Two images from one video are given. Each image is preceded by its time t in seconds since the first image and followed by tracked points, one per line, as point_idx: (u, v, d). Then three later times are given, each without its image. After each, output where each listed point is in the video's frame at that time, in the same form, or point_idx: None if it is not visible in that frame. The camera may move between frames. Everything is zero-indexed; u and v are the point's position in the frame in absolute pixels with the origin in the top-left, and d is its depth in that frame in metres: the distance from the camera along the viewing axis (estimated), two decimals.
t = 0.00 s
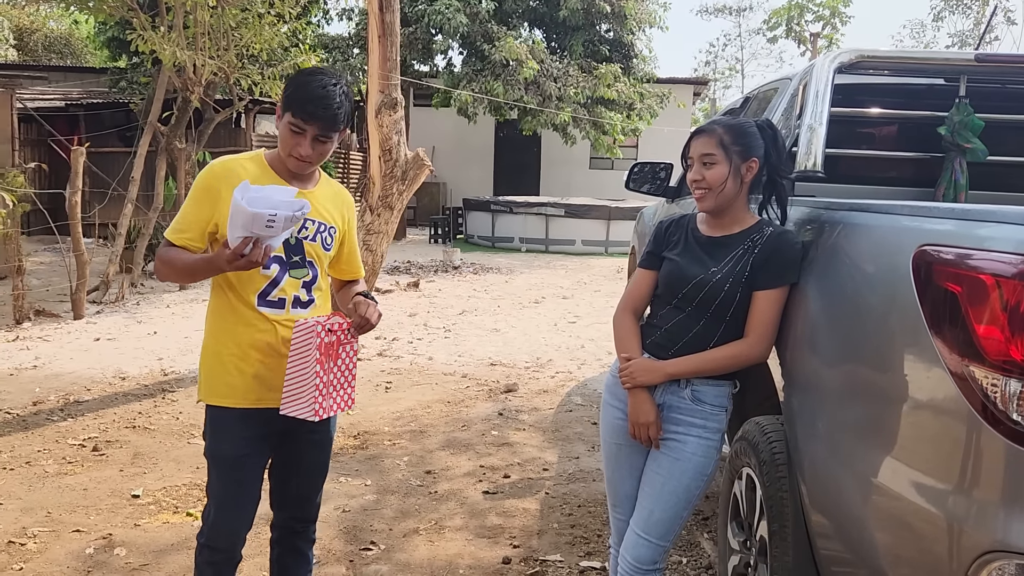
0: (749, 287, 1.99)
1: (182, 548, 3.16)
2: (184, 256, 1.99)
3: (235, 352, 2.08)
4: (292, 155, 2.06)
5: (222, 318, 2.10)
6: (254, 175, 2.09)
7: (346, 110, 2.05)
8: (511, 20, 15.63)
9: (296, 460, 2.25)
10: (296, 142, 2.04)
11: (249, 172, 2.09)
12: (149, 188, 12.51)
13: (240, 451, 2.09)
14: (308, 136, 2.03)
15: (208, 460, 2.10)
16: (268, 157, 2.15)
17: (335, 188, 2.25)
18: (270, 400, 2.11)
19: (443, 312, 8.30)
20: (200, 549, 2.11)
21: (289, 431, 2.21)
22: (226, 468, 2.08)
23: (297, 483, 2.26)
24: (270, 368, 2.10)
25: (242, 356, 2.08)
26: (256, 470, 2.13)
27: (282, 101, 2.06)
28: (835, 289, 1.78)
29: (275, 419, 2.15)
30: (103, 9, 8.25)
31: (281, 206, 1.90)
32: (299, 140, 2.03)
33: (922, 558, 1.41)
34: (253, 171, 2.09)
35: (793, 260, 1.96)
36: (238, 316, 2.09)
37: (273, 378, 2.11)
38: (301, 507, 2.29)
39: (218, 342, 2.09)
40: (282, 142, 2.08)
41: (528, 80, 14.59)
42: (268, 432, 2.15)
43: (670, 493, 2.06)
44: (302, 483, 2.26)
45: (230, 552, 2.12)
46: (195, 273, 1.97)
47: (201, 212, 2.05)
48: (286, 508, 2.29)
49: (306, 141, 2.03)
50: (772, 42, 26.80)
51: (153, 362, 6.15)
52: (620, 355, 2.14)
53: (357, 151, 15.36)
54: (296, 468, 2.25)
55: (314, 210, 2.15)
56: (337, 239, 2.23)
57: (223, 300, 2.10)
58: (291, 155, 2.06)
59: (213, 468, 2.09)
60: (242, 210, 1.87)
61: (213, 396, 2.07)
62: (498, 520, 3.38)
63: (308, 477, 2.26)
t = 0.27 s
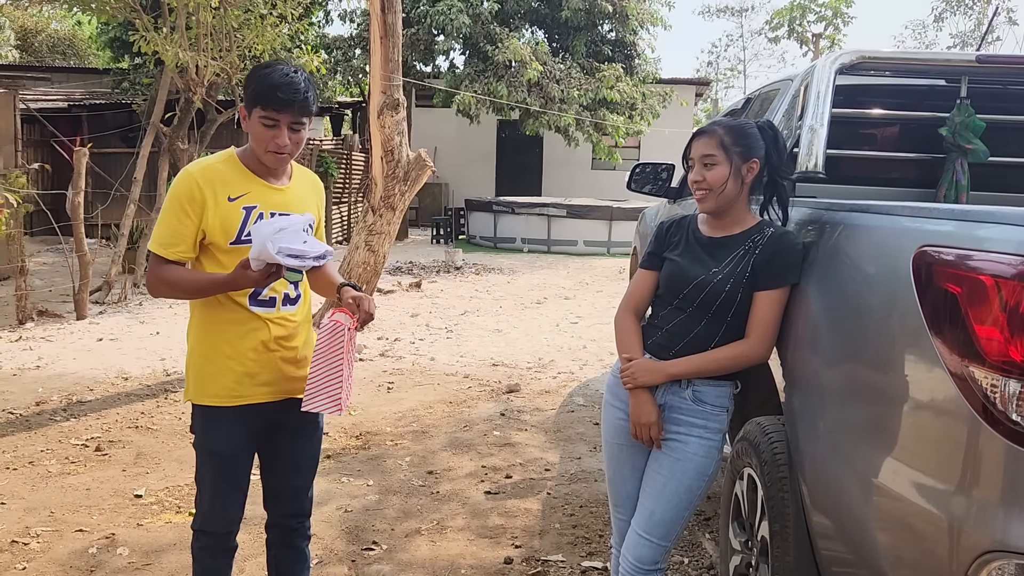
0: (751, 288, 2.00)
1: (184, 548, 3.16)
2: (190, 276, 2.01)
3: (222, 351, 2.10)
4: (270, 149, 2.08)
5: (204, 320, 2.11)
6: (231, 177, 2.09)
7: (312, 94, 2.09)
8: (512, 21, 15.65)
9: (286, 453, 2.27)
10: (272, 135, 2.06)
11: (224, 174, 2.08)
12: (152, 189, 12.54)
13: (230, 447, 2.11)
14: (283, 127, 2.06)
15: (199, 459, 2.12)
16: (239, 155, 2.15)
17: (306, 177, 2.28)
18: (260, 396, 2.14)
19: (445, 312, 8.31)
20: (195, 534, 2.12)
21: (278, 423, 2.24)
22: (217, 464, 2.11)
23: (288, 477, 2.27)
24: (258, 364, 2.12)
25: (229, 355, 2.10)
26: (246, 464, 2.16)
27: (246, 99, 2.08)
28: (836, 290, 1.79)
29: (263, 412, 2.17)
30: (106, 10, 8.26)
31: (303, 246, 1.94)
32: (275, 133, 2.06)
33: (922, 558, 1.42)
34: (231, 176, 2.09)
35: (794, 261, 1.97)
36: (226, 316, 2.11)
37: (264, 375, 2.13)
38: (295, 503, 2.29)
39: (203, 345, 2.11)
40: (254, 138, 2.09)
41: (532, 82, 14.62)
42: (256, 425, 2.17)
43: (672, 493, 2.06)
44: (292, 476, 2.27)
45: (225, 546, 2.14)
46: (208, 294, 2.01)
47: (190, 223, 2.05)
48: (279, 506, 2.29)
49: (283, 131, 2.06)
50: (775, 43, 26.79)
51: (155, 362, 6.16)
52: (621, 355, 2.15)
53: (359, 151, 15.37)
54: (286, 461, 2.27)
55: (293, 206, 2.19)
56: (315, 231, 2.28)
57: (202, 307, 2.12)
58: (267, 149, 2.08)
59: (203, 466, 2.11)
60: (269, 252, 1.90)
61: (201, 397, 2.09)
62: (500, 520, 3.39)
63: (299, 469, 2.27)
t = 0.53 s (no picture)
0: (751, 288, 2.01)
1: (185, 548, 3.17)
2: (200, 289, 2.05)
3: (226, 352, 2.16)
4: (270, 152, 2.14)
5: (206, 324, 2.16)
6: (231, 184, 2.14)
7: (301, 92, 2.16)
8: (512, 21, 15.65)
9: (299, 441, 2.31)
10: (272, 138, 2.12)
11: (221, 183, 2.12)
12: (152, 189, 12.55)
13: (238, 439, 2.16)
14: (280, 127, 2.13)
15: (207, 454, 2.15)
16: (230, 158, 2.19)
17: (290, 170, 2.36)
18: (266, 391, 2.19)
19: (445, 312, 8.32)
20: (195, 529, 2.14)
21: (285, 413, 2.30)
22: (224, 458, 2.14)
23: (305, 465, 2.31)
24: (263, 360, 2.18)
25: (234, 354, 2.15)
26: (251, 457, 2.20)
27: (234, 109, 2.11)
28: (836, 290, 1.79)
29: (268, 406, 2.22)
30: (107, 11, 8.27)
31: (329, 281, 2.04)
32: (275, 135, 2.12)
33: (922, 557, 1.42)
34: (230, 183, 2.14)
35: (794, 261, 1.97)
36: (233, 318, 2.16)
37: (269, 370, 2.18)
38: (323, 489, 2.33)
39: (207, 348, 2.16)
40: (248, 144, 2.14)
41: (532, 83, 14.63)
42: (265, 416, 2.22)
43: (672, 493, 2.07)
44: (313, 463, 2.31)
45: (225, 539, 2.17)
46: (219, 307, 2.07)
47: (195, 234, 2.07)
48: (311, 491, 2.32)
49: (281, 132, 2.13)
50: (775, 44, 26.79)
51: (155, 363, 6.17)
52: (622, 355, 2.15)
53: (359, 152, 15.38)
54: (300, 451, 2.31)
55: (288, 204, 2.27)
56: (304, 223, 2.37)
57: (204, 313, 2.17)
58: (267, 153, 2.14)
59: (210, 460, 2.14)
60: (301, 276, 2.00)
61: (208, 397, 2.14)
62: (501, 520, 3.39)
63: (318, 455, 2.31)
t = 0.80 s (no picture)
0: (748, 288, 2.01)
1: (181, 548, 3.16)
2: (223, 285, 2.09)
3: (257, 354, 2.21)
4: (309, 147, 2.22)
5: (234, 325, 2.21)
6: (258, 182, 2.19)
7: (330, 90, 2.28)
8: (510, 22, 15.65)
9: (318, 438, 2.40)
10: (312, 133, 2.21)
11: (250, 181, 2.18)
12: (149, 189, 12.54)
13: (264, 444, 2.23)
14: (317, 122, 2.22)
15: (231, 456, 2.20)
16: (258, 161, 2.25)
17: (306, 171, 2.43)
18: (294, 393, 2.27)
19: (443, 313, 8.32)
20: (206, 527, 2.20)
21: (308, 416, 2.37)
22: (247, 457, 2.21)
23: (323, 461, 2.40)
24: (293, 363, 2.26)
25: (265, 357, 2.22)
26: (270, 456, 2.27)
27: (271, 111, 2.18)
28: (833, 290, 1.80)
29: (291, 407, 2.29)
30: (104, 11, 8.26)
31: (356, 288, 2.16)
32: (315, 130, 2.21)
33: (919, 556, 1.43)
34: (257, 181, 2.19)
35: (791, 261, 1.98)
36: (263, 319, 2.22)
37: (298, 372, 2.27)
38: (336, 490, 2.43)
39: (235, 350, 2.21)
40: (290, 143, 2.21)
41: (530, 83, 14.63)
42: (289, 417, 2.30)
43: (668, 493, 2.07)
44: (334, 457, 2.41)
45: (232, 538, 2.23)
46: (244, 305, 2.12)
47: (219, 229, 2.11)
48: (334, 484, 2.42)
49: (320, 127, 2.22)
50: (772, 44, 26.82)
51: (153, 363, 6.17)
52: (620, 355, 2.15)
53: (357, 152, 15.36)
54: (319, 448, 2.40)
55: (310, 204, 2.33)
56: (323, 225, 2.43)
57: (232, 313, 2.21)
58: (311, 150, 2.23)
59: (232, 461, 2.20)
60: (342, 285, 2.11)
61: (238, 398, 2.20)
62: (499, 521, 3.39)
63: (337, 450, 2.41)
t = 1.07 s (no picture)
0: (742, 288, 2.01)
1: (174, 550, 3.15)
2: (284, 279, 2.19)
3: (305, 351, 2.30)
4: (362, 149, 2.35)
5: (284, 323, 2.30)
6: (316, 181, 2.30)
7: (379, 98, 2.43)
8: (505, 22, 15.64)
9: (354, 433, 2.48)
10: (366, 136, 2.34)
11: (309, 180, 2.29)
12: (143, 189, 12.51)
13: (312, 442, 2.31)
14: (371, 126, 2.35)
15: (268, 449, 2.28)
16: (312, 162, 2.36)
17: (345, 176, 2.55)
18: (340, 389, 2.37)
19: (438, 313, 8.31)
20: (235, 522, 2.26)
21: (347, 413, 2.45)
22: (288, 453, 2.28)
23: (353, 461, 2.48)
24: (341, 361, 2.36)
25: (315, 354, 2.31)
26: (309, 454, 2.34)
27: (330, 112, 2.30)
28: (826, 290, 1.79)
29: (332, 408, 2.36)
30: (97, 10, 8.24)
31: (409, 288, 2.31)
32: (369, 133, 2.34)
33: (911, 556, 1.42)
34: (314, 181, 2.30)
35: (784, 261, 1.97)
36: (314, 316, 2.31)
37: (344, 368, 2.36)
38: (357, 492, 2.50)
39: (284, 348, 2.30)
40: (346, 144, 2.33)
41: (524, 82, 14.63)
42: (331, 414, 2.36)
43: (662, 493, 2.06)
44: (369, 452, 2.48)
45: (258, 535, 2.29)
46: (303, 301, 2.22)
47: (281, 224, 2.21)
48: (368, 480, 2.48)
49: (373, 131, 2.35)
50: (766, 45, 26.85)
51: (146, 363, 6.15)
52: (613, 355, 2.15)
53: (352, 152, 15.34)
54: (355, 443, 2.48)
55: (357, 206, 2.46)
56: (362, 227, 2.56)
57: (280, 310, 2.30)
58: (364, 151, 2.36)
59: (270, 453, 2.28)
60: (402, 288, 2.26)
61: (288, 394, 2.29)
62: (493, 522, 3.39)
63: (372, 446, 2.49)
